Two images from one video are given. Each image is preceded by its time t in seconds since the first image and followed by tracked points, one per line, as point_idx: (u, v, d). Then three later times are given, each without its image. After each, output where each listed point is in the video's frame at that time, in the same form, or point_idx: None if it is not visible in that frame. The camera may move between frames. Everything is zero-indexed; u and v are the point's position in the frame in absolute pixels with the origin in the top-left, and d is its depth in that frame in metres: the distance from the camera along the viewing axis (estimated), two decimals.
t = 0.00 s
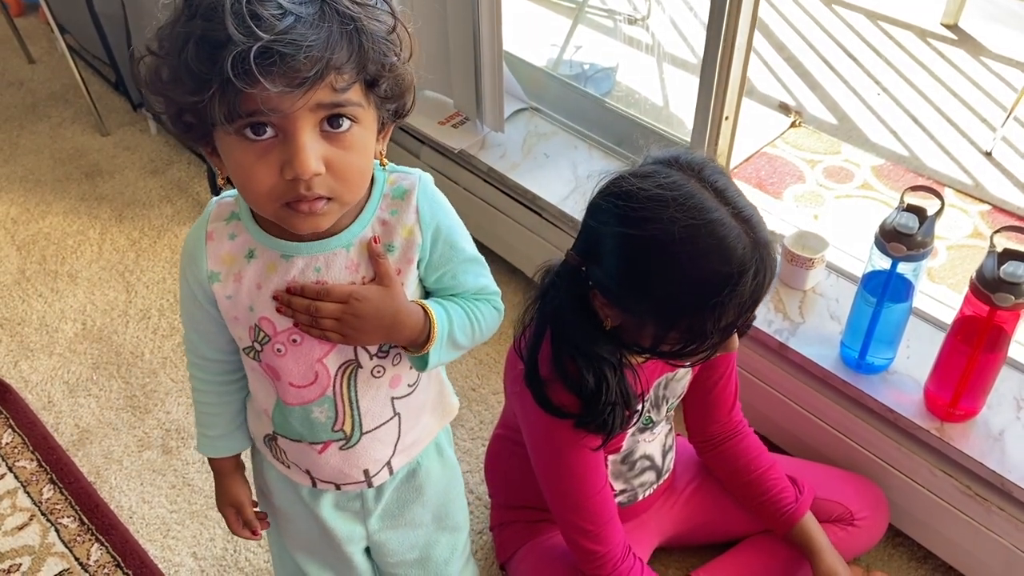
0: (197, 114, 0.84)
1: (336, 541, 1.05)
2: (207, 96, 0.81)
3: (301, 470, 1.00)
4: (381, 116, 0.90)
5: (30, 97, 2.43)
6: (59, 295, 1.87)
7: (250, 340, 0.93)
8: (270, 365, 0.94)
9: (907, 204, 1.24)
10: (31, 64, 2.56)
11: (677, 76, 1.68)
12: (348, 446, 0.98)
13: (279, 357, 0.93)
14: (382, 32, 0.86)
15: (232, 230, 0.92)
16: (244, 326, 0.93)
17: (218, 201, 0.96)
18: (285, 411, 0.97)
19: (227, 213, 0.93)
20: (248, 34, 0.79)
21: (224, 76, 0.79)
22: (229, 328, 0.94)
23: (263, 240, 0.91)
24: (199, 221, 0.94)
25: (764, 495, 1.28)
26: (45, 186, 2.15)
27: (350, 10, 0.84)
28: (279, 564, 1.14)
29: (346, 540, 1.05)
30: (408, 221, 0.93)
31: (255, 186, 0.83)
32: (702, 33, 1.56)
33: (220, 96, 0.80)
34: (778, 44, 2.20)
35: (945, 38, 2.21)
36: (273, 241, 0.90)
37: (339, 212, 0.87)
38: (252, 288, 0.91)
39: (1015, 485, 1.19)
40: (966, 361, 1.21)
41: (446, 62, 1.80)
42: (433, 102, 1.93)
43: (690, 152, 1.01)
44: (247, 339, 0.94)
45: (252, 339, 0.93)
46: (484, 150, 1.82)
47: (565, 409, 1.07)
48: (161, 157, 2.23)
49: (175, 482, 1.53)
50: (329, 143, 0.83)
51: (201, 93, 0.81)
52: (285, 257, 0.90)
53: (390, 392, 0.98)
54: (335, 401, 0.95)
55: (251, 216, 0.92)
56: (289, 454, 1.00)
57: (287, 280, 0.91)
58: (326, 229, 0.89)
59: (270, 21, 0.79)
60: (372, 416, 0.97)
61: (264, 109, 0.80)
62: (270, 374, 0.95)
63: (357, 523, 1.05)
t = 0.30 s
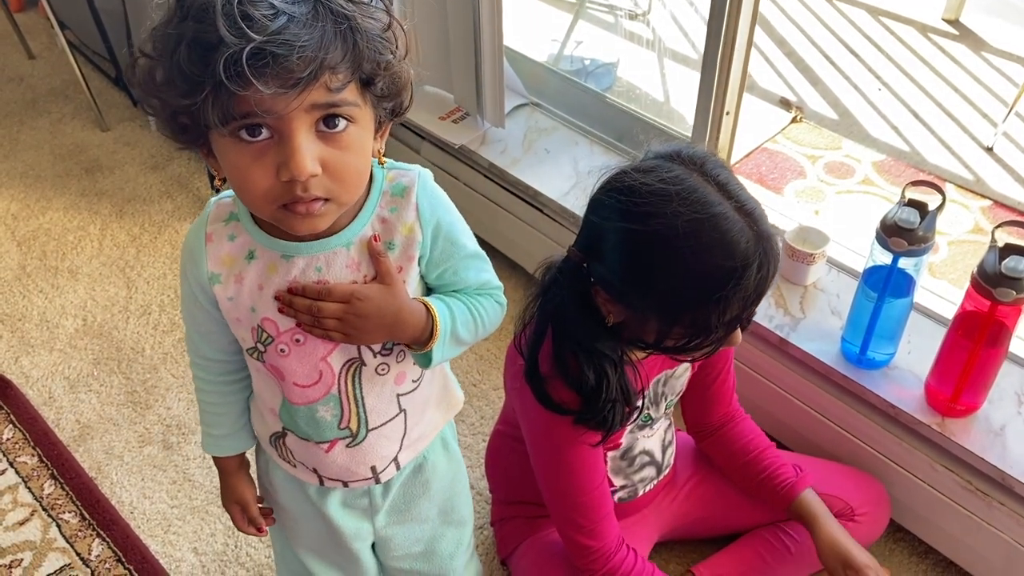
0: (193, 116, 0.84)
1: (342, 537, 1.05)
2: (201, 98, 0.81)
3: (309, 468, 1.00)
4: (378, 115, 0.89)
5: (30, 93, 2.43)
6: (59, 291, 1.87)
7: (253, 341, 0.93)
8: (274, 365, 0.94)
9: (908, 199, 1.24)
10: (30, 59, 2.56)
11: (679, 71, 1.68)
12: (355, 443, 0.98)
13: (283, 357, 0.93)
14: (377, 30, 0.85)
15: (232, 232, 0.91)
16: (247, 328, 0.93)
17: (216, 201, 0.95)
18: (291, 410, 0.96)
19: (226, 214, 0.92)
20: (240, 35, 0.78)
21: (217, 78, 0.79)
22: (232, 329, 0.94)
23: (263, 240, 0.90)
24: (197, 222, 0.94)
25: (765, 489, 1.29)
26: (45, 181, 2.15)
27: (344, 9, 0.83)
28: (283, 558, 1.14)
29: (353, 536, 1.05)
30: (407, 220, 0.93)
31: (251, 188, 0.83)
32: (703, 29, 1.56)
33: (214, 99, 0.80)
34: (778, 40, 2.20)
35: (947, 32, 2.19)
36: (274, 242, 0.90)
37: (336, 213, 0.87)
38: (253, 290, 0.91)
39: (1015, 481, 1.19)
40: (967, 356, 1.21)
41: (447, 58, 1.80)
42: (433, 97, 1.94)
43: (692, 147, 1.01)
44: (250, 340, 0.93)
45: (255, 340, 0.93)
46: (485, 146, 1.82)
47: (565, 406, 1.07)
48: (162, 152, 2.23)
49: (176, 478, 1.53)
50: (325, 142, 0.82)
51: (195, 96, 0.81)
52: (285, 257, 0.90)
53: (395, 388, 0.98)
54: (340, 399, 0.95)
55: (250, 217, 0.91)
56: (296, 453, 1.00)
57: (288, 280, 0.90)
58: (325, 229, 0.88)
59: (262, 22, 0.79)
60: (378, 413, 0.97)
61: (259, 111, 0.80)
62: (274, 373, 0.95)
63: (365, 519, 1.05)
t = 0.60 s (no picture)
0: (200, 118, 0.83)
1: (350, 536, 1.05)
2: (208, 100, 0.81)
3: (316, 469, 1.00)
4: (387, 115, 0.89)
5: (33, 88, 2.42)
6: (64, 286, 1.87)
7: (262, 343, 0.93)
8: (282, 368, 0.94)
9: (916, 194, 1.24)
10: (33, 54, 2.55)
11: (684, 66, 1.67)
12: (363, 445, 0.98)
13: (291, 359, 0.93)
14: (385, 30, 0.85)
15: (240, 233, 0.91)
16: (255, 330, 0.93)
17: (224, 201, 0.95)
18: (299, 411, 0.96)
19: (234, 214, 0.92)
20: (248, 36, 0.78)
21: (223, 79, 0.79)
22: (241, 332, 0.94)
23: (272, 242, 0.90)
24: (204, 223, 0.93)
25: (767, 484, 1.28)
26: (49, 176, 2.15)
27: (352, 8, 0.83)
28: (288, 556, 1.14)
29: (360, 535, 1.05)
30: (418, 221, 0.92)
31: (259, 190, 0.82)
32: (709, 24, 1.56)
33: (221, 100, 0.80)
34: (783, 34, 2.19)
35: (952, 27, 2.20)
36: (282, 244, 0.90)
37: (345, 215, 0.87)
38: (262, 292, 0.91)
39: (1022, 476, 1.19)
40: (974, 351, 1.21)
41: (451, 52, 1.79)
42: (438, 92, 1.92)
43: (706, 146, 1.00)
44: (259, 342, 0.93)
45: (264, 342, 0.93)
46: (489, 140, 1.82)
47: (567, 401, 1.07)
48: (165, 147, 2.22)
49: (181, 473, 1.53)
50: (333, 143, 0.82)
51: (202, 97, 0.81)
52: (294, 259, 0.90)
53: (402, 390, 0.98)
54: (349, 402, 0.95)
55: (258, 218, 0.91)
56: (303, 454, 1.00)
57: (297, 283, 0.90)
58: (334, 232, 0.88)
59: (270, 22, 0.79)
60: (386, 415, 0.97)
61: (266, 112, 0.79)
62: (283, 376, 0.95)
63: (371, 518, 1.05)
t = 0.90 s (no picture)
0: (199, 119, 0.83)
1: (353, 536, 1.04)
2: (207, 103, 0.80)
3: (320, 471, 1.00)
4: (389, 117, 0.89)
5: (32, 81, 2.42)
6: (63, 280, 1.87)
7: (263, 345, 0.93)
8: (285, 370, 0.94)
9: (918, 187, 1.23)
10: (33, 47, 2.55)
11: (685, 59, 1.66)
12: (368, 448, 0.98)
13: (294, 361, 0.93)
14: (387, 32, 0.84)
15: (240, 234, 0.90)
16: (256, 331, 0.92)
17: (222, 201, 0.94)
18: (302, 414, 0.96)
19: (233, 214, 0.91)
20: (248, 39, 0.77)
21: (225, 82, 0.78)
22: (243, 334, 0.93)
23: (273, 243, 0.89)
24: (203, 224, 0.93)
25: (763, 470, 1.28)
26: (49, 170, 2.14)
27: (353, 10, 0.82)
28: (289, 556, 1.14)
29: (363, 534, 1.04)
30: (419, 220, 0.92)
31: (259, 193, 0.82)
32: (710, 17, 1.55)
33: (221, 104, 0.79)
34: (785, 27, 2.18)
35: (954, 20, 2.19)
36: (282, 245, 0.89)
37: (346, 218, 0.86)
38: (263, 293, 0.90)
39: None
40: (977, 346, 1.20)
41: (451, 45, 1.79)
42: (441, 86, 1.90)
43: (704, 141, 1.00)
44: (261, 345, 0.93)
45: (266, 345, 0.93)
46: (490, 134, 1.81)
47: (564, 397, 1.06)
48: (164, 141, 2.22)
49: (182, 468, 1.52)
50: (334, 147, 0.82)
51: (202, 99, 0.80)
52: (296, 260, 0.89)
53: (406, 390, 0.97)
54: (353, 404, 0.95)
55: (258, 218, 0.90)
56: (307, 456, 0.99)
57: (298, 284, 0.90)
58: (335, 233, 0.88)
59: (270, 25, 0.78)
60: (390, 417, 0.97)
61: (267, 117, 0.79)
62: (286, 378, 0.94)
63: (375, 519, 1.05)
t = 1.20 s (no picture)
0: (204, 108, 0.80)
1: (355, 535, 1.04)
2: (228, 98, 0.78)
3: (321, 474, 1.00)
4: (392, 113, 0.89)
5: (30, 74, 2.41)
6: (62, 273, 1.86)
7: (260, 347, 0.92)
8: (283, 372, 0.93)
9: (920, 180, 1.22)
10: (30, 40, 2.53)
11: (685, 50, 1.66)
12: (367, 448, 0.97)
13: (291, 361, 0.92)
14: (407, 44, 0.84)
15: (230, 235, 0.89)
16: (252, 333, 0.91)
17: (209, 204, 0.93)
18: (300, 415, 0.96)
19: (221, 216, 0.90)
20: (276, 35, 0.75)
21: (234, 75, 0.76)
22: (238, 337, 0.92)
23: (264, 242, 0.88)
24: (191, 228, 0.91)
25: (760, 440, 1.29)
26: (46, 163, 2.14)
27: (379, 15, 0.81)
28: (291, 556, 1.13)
29: (364, 531, 1.04)
30: (414, 216, 0.91)
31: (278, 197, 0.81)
32: (711, 8, 1.54)
33: (245, 99, 0.77)
34: (786, 19, 2.17)
35: (956, 11, 2.18)
36: (274, 245, 0.88)
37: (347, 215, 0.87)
38: (257, 293, 0.89)
39: None
40: (977, 339, 1.20)
41: (451, 37, 1.78)
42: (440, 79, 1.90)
43: (700, 135, 0.99)
44: (256, 348, 0.92)
45: (262, 346, 0.92)
46: (489, 126, 1.80)
47: (558, 389, 1.06)
48: (163, 134, 2.21)
49: (181, 461, 1.52)
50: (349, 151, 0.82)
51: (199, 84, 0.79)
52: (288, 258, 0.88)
53: (405, 390, 0.97)
54: (351, 404, 0.94)
55: (248, 219, 0.89)
56: (308, 459, 0.99)
57: (292, 282, 0.89)
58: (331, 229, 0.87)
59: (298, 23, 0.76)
60: (390, 417, 0.97)
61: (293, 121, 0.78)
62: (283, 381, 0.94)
63: (378, 518, 1.05)
